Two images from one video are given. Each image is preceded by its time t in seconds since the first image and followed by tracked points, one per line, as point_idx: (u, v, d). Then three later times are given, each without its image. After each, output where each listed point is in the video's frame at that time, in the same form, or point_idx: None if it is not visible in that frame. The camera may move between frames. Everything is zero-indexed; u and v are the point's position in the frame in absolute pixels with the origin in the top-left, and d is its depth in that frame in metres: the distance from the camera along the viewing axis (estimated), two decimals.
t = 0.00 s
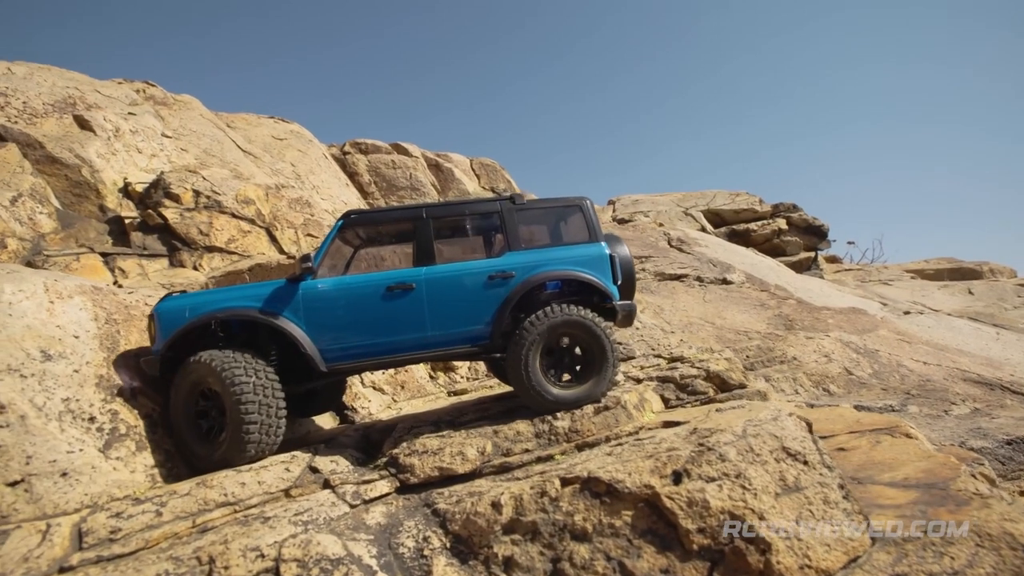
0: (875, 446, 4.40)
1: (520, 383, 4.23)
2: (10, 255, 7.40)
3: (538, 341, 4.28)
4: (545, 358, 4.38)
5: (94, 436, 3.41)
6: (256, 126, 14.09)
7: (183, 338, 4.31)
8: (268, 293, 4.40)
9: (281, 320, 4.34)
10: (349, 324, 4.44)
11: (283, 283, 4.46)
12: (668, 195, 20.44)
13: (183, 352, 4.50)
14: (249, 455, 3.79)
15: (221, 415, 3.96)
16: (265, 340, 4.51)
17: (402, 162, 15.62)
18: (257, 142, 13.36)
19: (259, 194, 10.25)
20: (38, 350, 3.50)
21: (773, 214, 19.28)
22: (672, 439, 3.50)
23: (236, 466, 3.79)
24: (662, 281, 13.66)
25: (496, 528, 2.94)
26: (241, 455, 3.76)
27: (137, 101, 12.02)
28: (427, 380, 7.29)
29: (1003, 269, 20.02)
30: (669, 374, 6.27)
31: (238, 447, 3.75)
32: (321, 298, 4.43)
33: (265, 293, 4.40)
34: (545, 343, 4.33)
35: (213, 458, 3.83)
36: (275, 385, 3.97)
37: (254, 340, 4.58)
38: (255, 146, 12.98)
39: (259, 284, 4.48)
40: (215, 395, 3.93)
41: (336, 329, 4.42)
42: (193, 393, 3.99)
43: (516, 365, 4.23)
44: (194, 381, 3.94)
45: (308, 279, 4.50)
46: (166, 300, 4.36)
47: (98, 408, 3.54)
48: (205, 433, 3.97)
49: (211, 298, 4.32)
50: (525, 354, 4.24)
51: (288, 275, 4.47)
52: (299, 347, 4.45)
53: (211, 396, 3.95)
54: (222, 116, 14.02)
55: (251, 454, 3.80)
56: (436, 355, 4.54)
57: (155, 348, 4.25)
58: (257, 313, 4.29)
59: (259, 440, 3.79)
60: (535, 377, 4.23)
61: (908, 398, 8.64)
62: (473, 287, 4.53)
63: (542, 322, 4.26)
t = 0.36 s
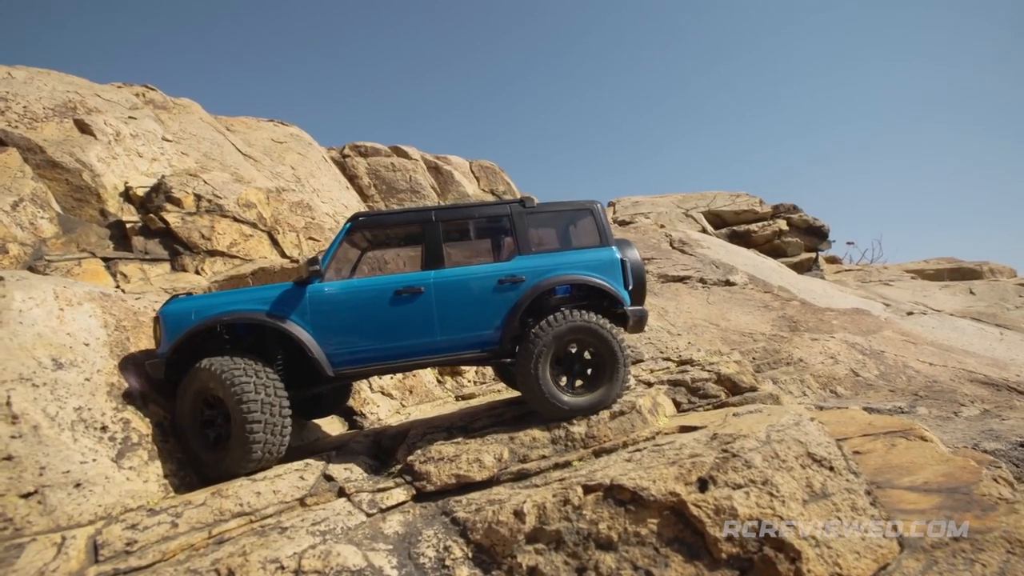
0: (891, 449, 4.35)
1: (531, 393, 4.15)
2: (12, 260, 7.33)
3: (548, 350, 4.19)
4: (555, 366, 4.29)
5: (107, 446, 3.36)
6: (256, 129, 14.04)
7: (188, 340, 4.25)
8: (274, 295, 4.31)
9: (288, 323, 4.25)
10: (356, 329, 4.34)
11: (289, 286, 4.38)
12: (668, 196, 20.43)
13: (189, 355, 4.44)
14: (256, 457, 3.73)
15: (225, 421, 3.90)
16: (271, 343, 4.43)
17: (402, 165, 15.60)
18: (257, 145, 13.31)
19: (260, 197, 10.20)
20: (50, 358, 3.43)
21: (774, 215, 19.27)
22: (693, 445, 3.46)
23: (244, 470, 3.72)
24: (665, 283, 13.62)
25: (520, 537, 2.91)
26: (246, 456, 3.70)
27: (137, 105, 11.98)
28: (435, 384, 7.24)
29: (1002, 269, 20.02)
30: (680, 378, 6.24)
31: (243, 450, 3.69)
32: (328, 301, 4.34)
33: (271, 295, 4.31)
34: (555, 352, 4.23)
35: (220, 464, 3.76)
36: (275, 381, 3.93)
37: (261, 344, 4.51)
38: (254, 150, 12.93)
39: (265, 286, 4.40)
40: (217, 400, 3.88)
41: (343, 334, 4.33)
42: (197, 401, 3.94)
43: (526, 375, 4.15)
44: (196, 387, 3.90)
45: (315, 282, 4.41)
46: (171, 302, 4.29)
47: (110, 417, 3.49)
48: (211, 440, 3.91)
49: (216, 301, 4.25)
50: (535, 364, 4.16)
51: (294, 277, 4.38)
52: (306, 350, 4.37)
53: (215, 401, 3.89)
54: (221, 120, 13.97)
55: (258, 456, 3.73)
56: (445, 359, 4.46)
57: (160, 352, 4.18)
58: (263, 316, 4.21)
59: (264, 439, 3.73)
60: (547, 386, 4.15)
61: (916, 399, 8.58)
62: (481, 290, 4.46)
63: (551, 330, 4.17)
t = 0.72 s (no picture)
0: (917, 458, 4.29)
1: (550, 405, 4.07)
2: (20, 268, 7.27)
3: (567, 361, 4.10)
4: (575, 378, 4.20)
5: (127, 460, 3.30)
6: (259, 135, 14.02)
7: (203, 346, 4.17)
8: (291, 301, 4.25)
9: (304, 330, 4.19)
10: (372, 337, 4.28)
11: (306, 291, 4.32)
12: (671, 200, 20.38)
13: (204, 362, 4.37)
14: (272, 460, 3.59)
15: (240, 428, 3.78)
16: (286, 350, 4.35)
17: (404, 170, 15.60)
18: (261, 151, 13.28)
19: (265, 204, 10.16)
20: (69, 370, 3.37)
21: (778, 219, 19.24)
22: (723, 457, 3.40)
23: (261, 476, 3.58)
24: (672, 288, 13.55)
25: (553, 554, 2.86)
26: (262, 459, 3.56)
27: (142, 112, 11.96)
28: (447, 392, 7.17)
29: (1007, 272, 19.94)
30: (696, 385, 6.18)
31: (258, 454, 3.56)
32: (345, 309, 4.28)
33: (288, 301, 4.25)
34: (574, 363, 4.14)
35: (236, 473, 3.63)
36: (285, 381, 3.80)
37: (276, 350, 4.43)
38: (258, 156, 12.90)
39: (283, 291, 4.34)
40: (230, 405, 3.76)
41: (359, 342, 4.27)
42: (209, 409, 3.82)
43: (544, 386, 4.08)
44: (207, 394, 3.79)
45: (332, 288, 4.36)
46: (187, 306, 4.23)
47: (130, 430, 3.43)
48: (227, 449, 3.78)
49: (233, 305, 4.18)
50: (554, 376, 4.08)
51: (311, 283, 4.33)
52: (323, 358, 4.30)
53: (228, 407, 3.77)
54: (225, 126, 13.96)
55: (274, 460, 3.59)
56: (462, 368, 4.39)
57: (175, 356, 4.10)
58: (280, 321, 4.15)
59: (278, 440, 3.60)
60: (565, 398, 4.06)
61: (931, 405, 8.49)
62: (499, 297, 4.40)
63: (569, 341, 4.08)
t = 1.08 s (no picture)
0: (942, 463, 4.24)
1: (573, 410, 4.02)
2: (31, 272, 7.21)
3: (589, 366, 4.06)
4: (597, 384, 4.14)
5: (149, 467, 3.26)
6: (265, 138, 14.02)
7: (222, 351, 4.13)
8: (311, 306, 4.21)
9: (324, 335, 4.15)
10: (393, 341, 4.24)
11: (326, 296, 4.29)
12: (677, 201, 20.30)
13: (223, 368, 4.34)
14: (295, 466, 3.52)
15: (261, 434, 3.71)
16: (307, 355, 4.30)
17: (409, 172, 15.60)
18: (267, 154, 13.28)
19: (272, 206, 10.14)
20: (91, 377, 3.33)
21: (784, 219, 19.14)
22: (752, 463, 3.36)
23: (285, 482, 3.51)
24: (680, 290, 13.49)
25: (584, 564, 2.84)
26: (285, 465, 3.50)
27: (149, 115, 11.97)
28: (460, 396, 7.13)
29: (1016, 272, 19.79)
30: (714, 389, 6.13)
31: (281, 460, 3.49)
32: (365, 313, 4.24)
33: (308, 306, 4.21)
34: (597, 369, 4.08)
35: (259, 479, 3.56)
36: (306, 386, 3.74)
37: (295, 356, 4.38)
38: (264, 159, 12.90)
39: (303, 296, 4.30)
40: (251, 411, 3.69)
41: (380, 346, 4.23)
42: (230, 415, 3.75)
43: (566, 392, 4.03)
44: (228, 399, 3.72)
45: (352, 293, 4.32)
46: (207, 311, 4.19)
47: (151, 437, 3.40)
48: (248, 455, 3.71)
49: (252, 310, 4.13)
50: (577, 381, 4.02)
51: (331, 288, 4.30)
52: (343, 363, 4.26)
53: (249, 412, 3.71)
54: (231, 129, 13.96)
55: (297, 466, 3.53)
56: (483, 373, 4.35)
57: (194, 362, 4.07)
58: (300, 326, 4.11)
59: (301, 445, 3.53)
60: (588, 404, 4.01)
61: (948, 408, 8.39)
62: (520, 302, 4.36)
63: (593, 346, 4.03)
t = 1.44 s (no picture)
0: (972, 469, 4.17)
1: (599, 416, 3.98)
2: (42, 276, 7.11)
3: (615, 372, 4.01)
4: (623, 390, 4.10)
5: (175, 476, 3.23)
6: (271, 141, 14.03)
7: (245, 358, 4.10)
8: (334, 312, 4.18)
9: (347, 341, 4.12)
10: (417, 347, 4.21)
11: (349, 302, 4.25)
12: (683, 202, 20.23)
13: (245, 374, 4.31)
14: (321, 474, 3.49)
15: (285, 441, 3.68)
16: (329, 361, 4.26)
17: (414, 175, 15.59)
18: (274, 157, 13.29)
19: (281, 209, 10.13)
20: (116, 385, 3.30)
21: (791, 220, 19.03)
22: (785, 471, 3.31)
23: (311, 491, 3.48)
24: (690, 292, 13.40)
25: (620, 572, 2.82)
26: (311, 473, 3.46)
27: (158, 119, 11.98)
28: (475, 400, 7.08)
29: None
30: (733, 393, 6.07)
31: (307, 468, 3.46)
32: (389, 319, 4.20)
33: (331, 312, 4.18)
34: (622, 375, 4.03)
35: (284, 487, 3.54)
36: (330, 393, 3.70)
37: (317, 362, 4.35)
38: (271, 162, 12.90)
39: (325, 302, 4.27)
40: (276, 418, 3.66)
41: (403, 353, 4.20)
42: (254, 422, 3.72)
43: (592, 397, 3.99)
44: (252, 407, 3.69)
45: (374, 298, 4.29)
46: (230, 318, 4.17)
47: (176, 445, 3.37)
48: (272, 462, 3.69)
49: (275, 316, 4.11)
50: (603, 387, 3.97)
51: (354, 294, 4.27)
52: (366, 369, 4.23)
53: (274, 419, 3.67)
54: (238, 133, 13.98)
55: (324, 474, 3.50)
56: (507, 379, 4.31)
57: (218, 368, 4.05)
58: (323, 332, 4.07)
59: (327, 453, 3.50)
60: (614, 410, 3.96)
61: (966, 411, 8.30)
62: (543, 307, 4.32)
63: (619, 352, 3.98)
